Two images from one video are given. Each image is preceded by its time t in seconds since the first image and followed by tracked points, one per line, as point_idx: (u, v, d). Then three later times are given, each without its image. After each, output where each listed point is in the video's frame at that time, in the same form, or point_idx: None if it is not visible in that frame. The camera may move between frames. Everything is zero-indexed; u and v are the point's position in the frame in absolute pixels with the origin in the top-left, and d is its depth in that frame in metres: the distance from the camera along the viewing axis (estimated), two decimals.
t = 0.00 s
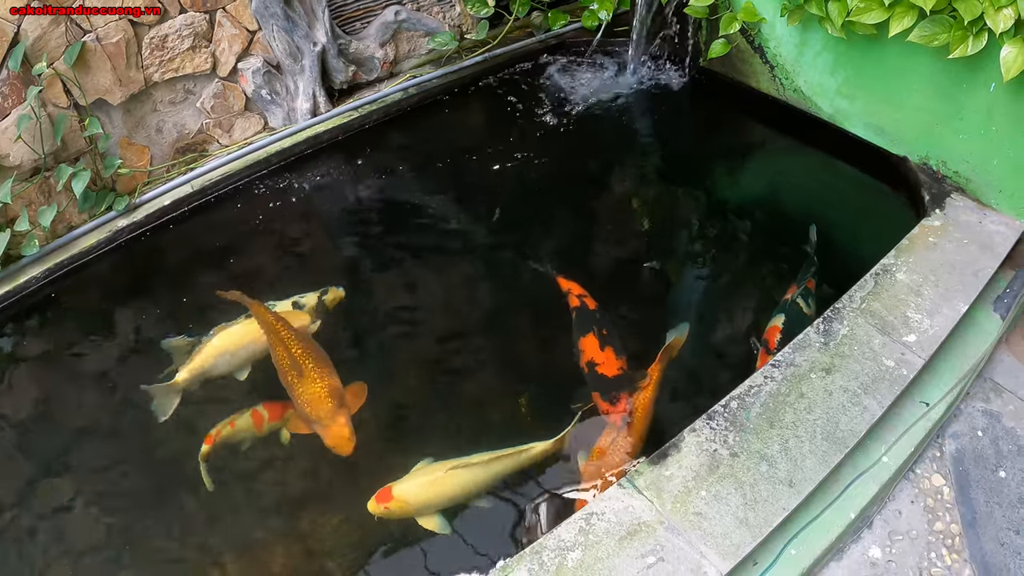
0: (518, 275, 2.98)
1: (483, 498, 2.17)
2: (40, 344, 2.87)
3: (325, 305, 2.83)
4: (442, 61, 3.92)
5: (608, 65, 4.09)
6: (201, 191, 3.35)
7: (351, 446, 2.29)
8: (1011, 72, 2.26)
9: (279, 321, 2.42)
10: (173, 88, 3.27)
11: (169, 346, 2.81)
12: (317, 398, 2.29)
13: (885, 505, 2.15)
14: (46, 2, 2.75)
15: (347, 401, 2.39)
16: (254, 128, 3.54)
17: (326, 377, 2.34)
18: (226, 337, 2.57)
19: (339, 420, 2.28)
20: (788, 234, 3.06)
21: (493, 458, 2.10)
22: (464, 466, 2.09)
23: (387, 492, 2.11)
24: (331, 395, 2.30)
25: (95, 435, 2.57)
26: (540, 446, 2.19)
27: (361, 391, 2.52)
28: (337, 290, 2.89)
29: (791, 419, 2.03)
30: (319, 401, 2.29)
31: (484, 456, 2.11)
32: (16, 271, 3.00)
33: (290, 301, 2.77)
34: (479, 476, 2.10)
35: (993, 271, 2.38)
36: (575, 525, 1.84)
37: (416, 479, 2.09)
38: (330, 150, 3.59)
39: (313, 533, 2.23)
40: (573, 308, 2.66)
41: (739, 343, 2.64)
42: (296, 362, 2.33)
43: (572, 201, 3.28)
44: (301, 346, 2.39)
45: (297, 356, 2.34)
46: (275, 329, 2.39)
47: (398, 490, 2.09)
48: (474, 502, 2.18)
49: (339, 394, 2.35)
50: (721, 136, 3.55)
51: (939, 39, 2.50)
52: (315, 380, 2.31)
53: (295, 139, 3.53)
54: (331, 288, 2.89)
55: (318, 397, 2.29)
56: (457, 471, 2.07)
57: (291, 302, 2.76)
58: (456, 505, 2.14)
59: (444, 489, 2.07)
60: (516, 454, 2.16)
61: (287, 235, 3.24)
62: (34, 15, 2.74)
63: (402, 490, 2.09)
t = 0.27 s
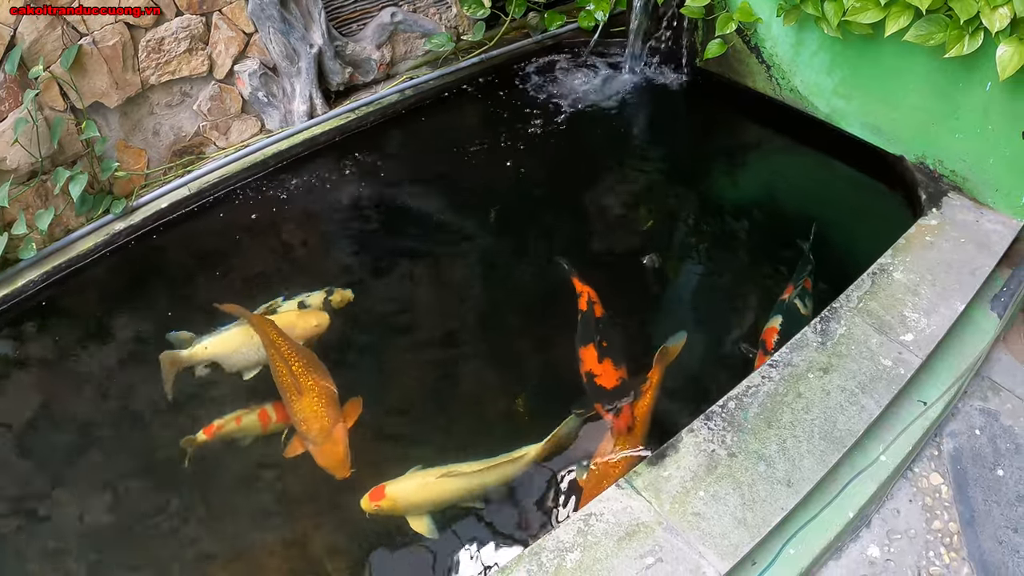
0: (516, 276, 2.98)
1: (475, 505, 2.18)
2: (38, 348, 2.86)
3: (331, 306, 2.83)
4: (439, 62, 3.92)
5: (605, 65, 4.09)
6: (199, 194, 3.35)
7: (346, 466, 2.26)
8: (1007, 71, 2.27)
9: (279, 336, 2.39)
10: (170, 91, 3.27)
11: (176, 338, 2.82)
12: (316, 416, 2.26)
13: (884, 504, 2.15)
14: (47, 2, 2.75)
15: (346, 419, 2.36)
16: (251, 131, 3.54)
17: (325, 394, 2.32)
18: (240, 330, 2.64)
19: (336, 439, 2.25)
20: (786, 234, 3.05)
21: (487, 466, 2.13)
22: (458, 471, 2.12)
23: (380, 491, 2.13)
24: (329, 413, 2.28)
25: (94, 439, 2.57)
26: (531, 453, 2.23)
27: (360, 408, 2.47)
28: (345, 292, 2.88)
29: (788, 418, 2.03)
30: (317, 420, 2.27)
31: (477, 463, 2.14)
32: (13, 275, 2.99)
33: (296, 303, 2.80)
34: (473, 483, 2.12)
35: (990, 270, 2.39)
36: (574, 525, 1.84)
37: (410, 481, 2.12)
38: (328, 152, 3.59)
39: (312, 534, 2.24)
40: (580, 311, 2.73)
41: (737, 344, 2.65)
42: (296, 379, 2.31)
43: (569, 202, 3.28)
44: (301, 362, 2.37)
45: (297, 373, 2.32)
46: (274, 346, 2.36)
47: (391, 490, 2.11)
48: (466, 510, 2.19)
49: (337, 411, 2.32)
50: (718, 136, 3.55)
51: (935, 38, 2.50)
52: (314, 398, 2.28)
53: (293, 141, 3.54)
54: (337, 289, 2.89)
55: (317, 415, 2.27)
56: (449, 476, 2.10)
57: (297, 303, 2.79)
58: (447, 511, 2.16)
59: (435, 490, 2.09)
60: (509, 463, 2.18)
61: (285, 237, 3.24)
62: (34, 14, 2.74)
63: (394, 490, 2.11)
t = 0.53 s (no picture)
0: (514, 278, 2.98)
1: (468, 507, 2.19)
2: (36, 351, 2.86)
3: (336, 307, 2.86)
4: (436, 63, 3.91)
5: (602, 66, 4.09)
6: (195, 196, 3.34)
7: (343, 483, 2.24)
8: (1004, 70, 2.27)
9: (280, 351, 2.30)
10: (167, 93, 3.26)
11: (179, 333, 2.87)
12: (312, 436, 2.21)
13: (882, 503, 2.15)
14: (47, 2, 2.75)
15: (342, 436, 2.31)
16: (248, 133, 3.53)
17: (321, 412, 2.25)
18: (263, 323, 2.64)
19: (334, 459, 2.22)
20: (783, 233, 3.05)
21: (480, 472, 2.14)
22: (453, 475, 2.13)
23: (373, 490, 2.13)
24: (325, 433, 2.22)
25: (92, 443, 2.57)
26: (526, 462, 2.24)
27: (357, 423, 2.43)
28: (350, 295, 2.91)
29: (787, 419, 2.03)
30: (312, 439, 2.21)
31: (471, 468, 2.15)
32: (11, 278, 2.98)
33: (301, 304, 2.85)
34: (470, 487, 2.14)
35: (988, 269, 2.39)
36: (573, 527, 1.84)
37: (403, 482, 2.12)
38: (324, 154, 3.59)
39: (311, 537, 2.23)
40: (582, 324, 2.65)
41: (735, 344, 2.65)
42: (292, 398, 2.24)
43: (567, 202, 3.28)
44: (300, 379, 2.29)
45: (294, 391, 2.25)
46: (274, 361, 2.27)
47: (383, 490, 2.11)
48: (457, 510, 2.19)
49: (334, 429, 2.26)
50: (715, 136, 3.55)
51: (932, 37, 2.50)
52: (311, 417, 2.22)
53: (290, 143, 3.53)
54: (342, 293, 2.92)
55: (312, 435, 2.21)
56: (443, 480, 2.10)
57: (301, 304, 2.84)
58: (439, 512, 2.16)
59: (428, 493, 2.10)
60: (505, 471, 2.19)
61: (283, 239, 3.24)
62: (35, 15, 2.74)
63: (386, 490, 2.11)
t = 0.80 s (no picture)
0: (511, 278, 2.98)
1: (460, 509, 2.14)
2: (33, 353, 2.85)
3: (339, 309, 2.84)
4: (432, 64, 3.90)
5: (598, 66, 4.10)
6: (192, 198, 3.34)
7: (340, 502, 2.10)
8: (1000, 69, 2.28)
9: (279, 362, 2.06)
10: (163, 94, 3.26)
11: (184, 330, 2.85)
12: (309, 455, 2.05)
13: (880, 502, 2.15)
14: (46, 2, 2.76)
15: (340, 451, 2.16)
16: (244, 134, 3.53)
17: (320, 428, 2.08)
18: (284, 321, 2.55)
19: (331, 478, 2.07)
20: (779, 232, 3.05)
21: (470, 474, 2.07)
22: (444, 478, 2.07)
23: (365, 491, 2.08)
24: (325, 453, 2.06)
25: (89, 445, 2.56)
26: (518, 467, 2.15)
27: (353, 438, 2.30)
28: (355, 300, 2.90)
29: (784, 418, 2.03)
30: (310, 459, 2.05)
31: (461, 469, 2.08)
32: (7, 280, 2.98)
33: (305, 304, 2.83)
34: (458, 491, 2.07)
35: (985, 267, 2.39)
36: (570, 526, 1.84)
37: (396, 484, 2.07)
38: (321, 154, 3.59)
39: (309, 538, 2.23)
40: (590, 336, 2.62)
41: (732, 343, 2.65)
42: (291, 413, 2.04)
43: (564, 202, 3.27)
44: (298, 392, 2.09)
45: (291, 407, 2.04)
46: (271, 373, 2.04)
47: (375, 491, 2.06)
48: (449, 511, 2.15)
49: (333, 445, 2.10)
50: (711, 135, 3.55)
51: (928, 36, 2.50)
52: (310, 434, 2.05)
53: (286, 144, 3.53)
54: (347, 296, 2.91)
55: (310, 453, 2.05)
56: (433, 483, 2.05)
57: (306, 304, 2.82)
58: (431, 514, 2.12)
59: (420, 496, 2.04)
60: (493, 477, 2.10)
61: (280, 240, 3.23)
62: (36, 15, 2.75)
63: (378, 492, 2.06)
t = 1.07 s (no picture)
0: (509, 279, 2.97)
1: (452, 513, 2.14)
2: (30, 354, 2.85)
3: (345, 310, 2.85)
4: (429, 64, 3.90)
5: (596, 66, 4.10)
6: (189, 198, 3.33)
7: (336, 518, 2.08)
8: (997, 69, 2.28)
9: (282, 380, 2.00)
10: (160, 95, 3.25)
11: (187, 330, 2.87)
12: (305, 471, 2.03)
13: (877, 502, 2.15)
14: (46, 2, 2.76)
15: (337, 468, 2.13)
16: (241, 134, 3.53)
17: (318, 447, 2.03)
18: (306, 327, 2.51)
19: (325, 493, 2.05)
20: (776, 232, 3.06)
21: (462, 476, 2.07)
22: (433, 479, 2.07)
23: (357, 490, 2.09)
24: (320, 470, 2.04)
25: (86, 446, 2.56)
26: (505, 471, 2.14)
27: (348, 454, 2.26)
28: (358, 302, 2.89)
29: (780, 418, 2.03)
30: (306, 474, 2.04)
31: (453, 472, 2.08)
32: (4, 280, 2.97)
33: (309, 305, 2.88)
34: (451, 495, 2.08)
35: (982, 267, 2.39)
36: (567, 527, 1.84)
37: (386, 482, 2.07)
38: (318, 155, 3.58)
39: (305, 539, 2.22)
40: (598, 346, 2.56)
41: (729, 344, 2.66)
42: (286, 430, 2.01)
43: (561, 203, 3.27)
44: (299, 410, 2.02)
45: (289, 424, 2.01)
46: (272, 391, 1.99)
47: (368, 491, 2.07)
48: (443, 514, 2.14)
49: (330, 461, 2.08)
50: (709, 136, 3.55)
51: (925, 36, 2.51)
52: (304, 452, 2.01)
53: (283, 144, 3.52)
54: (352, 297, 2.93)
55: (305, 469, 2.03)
56: (423, 485, 2.04)
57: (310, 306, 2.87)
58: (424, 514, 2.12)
59: (409, 494, 2.05)
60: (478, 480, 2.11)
61: (277, 241, 3.23)
62: (36, 15, 2.76)
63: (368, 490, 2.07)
